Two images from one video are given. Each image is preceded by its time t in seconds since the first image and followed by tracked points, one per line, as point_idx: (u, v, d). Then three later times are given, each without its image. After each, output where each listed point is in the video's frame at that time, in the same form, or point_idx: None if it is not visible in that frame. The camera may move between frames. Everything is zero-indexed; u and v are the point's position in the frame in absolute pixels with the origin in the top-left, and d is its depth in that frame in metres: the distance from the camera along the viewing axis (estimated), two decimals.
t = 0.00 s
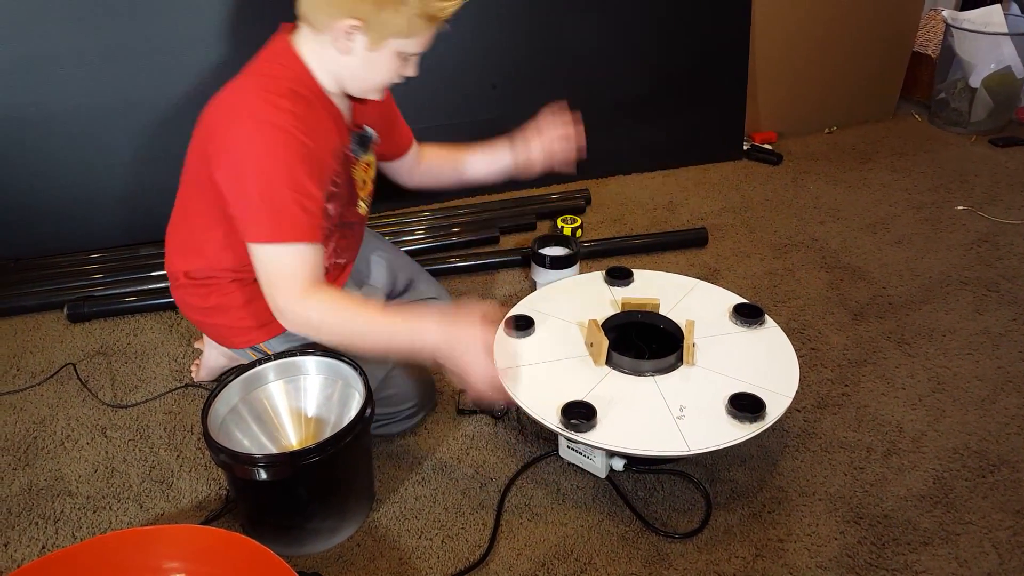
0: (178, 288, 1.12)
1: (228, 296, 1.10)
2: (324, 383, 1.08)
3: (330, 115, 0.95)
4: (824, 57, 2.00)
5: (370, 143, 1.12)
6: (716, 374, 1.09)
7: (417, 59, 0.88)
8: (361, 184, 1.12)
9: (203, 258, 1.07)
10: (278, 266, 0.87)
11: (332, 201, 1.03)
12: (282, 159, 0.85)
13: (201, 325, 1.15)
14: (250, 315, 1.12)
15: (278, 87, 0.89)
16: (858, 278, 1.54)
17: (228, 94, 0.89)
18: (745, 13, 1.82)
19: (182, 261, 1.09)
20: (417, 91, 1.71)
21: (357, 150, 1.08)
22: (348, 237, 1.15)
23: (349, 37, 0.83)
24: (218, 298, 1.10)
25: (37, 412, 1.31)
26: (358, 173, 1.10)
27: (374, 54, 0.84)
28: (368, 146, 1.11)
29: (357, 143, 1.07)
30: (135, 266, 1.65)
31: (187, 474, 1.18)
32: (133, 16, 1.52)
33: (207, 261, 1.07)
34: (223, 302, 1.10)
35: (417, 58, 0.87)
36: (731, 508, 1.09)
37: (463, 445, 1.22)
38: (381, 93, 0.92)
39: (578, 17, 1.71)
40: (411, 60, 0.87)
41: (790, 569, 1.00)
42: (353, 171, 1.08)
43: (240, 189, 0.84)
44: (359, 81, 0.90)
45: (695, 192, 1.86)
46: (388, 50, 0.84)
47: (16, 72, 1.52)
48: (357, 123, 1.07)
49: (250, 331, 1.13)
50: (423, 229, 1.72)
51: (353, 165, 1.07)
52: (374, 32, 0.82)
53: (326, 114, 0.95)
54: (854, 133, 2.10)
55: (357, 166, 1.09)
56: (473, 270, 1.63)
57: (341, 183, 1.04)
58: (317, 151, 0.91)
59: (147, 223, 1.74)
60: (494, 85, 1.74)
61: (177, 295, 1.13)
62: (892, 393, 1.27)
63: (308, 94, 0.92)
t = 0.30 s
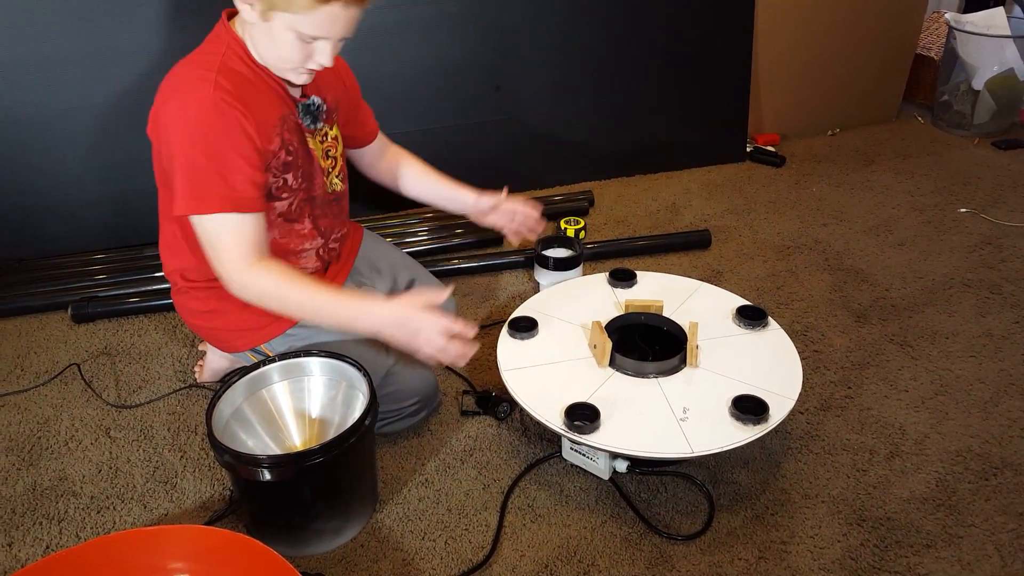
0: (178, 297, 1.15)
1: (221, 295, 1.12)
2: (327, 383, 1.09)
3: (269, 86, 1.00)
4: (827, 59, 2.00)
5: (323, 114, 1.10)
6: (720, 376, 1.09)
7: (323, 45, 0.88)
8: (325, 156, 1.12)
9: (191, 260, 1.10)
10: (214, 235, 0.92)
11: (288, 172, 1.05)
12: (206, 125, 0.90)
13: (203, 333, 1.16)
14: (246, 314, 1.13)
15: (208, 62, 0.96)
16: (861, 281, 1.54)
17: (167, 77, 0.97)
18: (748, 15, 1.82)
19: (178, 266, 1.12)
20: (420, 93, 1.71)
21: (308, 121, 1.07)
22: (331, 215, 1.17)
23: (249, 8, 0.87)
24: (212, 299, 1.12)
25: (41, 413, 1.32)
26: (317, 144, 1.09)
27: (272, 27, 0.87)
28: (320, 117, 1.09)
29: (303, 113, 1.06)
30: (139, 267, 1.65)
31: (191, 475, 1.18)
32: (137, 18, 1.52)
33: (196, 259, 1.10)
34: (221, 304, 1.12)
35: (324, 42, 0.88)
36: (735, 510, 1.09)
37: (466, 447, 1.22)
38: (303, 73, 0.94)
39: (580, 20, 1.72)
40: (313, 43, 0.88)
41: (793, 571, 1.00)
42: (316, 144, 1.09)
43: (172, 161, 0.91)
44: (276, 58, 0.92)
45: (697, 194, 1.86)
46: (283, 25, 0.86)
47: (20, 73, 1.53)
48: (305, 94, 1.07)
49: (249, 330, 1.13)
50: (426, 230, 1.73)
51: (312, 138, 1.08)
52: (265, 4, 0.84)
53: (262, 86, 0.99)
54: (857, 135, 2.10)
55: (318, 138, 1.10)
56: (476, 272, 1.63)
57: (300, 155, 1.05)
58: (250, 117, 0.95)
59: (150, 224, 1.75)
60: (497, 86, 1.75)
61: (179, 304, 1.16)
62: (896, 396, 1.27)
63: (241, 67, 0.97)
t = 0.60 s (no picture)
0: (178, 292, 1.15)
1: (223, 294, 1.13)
2: (331, 384, 1.09)
3: (276, 96, 1.00)
4: (832, 61, 2.00)
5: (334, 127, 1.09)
6: (723, 378, 1.09)
7: (327, 60, 0.86)
8: (337, 168, 1.12)
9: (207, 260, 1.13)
10: (187, 242, 0.92)
11: (287, 186, 1.05)
12: (201, 138, 0.90)
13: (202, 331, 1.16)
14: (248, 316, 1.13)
15: (214, 71, 0.95)
16: (864, 284, 1.54)
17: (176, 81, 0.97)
18: (751, 17, 1.82)
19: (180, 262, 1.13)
20: (423, 94, 1.71)
21: (317, 135, 1.06)
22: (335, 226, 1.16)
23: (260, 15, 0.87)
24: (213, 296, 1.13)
25: (45, 412, 1.32)
26: (327, 158, 1.09)
27: (281, 36, 0.86)
28: (332, 129, 1.09)
29: (311, 126, 1.05)
30: (142, 266, 1.66)
31: (194, 474, 1.18)
32: (141, 19, 1.53)
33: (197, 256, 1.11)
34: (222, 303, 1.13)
35: (329, 56, 0.86)
36: (737, 512, 1.09)
37: (469, 447, 1.22)
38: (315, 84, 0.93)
39: (583, 22, 1.72)
40: (319, 57, 0.87)
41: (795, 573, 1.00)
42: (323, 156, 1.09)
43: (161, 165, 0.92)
44: (284, 67, 0.91)
45: (700, 195, 1.86)
46: (288, 35, 0.85)
47: (24, 72, 1.53)
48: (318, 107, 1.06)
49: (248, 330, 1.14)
50: (429, 231, 1.73)
51: (320, 150, 1.08)
52: (272, 11, 0.84)
53: (268, 100, 0.99)
54: (860, 137, 2.10)
55: (327, 150, 1.09)
56: (478, 272, 1.64)
57: (301, 169, 1.06)
58: (248, 132, 0.95)
59: (153, 223, 1.75)
60: (501, 88, 1.75)
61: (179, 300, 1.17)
62: (898, 399, 1.27)
63: (250, 79, 0.97)
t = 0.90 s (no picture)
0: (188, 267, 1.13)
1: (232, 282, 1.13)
2: (331, 380, 1.10)
3: (345, 115, 1.00)
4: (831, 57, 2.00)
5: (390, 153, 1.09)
6: (721, 373, 1.10)
7: (412, 89, 0.86)
8: (378, 192, 1.12)
9: (222, 252, 1.11)
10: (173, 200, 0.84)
11: (324, 199, 1.05)
12: (252, 126, 0.87)
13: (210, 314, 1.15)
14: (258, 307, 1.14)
15: (294, 69, 0.94)
16: (863, 279, 1.54)
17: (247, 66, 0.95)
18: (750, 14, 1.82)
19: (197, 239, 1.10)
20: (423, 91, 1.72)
21: (369, 157, 1.06)
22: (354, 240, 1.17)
23: (354, 30, 0.86)
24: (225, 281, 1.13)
25: (46, 409, 1.33)
26: (371, 180, 1.09)
27: (369, 56, 0.86)
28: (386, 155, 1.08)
29: (367, 147, 1.05)
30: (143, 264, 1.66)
31: (195, 471, 1.19)
32: (140, 18, 1.53)
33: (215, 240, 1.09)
34: (232, 289, 1.13)
35: (413, 86, 0.86)
36: (735, 506, 1.10)
37: (468, 444, 1.23)
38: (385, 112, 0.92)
39: (582, 19, 1.72)
40: (402, 86, 0.86)
41: (793, 568, 1.01)
42: (368, 177, 1.08)
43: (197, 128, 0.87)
44: (366, 91, 0.91)
45: (699, 192, 1.86)
46: (378, 57, 0.85)
47: (23, 72, 1.54)
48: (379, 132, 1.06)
49: (257, 321, 1.14)
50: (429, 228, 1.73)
51: (367, 171, 1.07)
52: (369, 30, 0.83)
53: (332, 114, 0.98)
54: (859, 133, 2.10)
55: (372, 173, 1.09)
56: (478, 270, 1.64)
57: (341, 186, 1.05)
58: (296, 135, 0.93)
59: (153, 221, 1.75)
60: (500, 85, 1.75)
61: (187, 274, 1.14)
62: (896, 394, 1.27)
63: (324, 89, 0.97)
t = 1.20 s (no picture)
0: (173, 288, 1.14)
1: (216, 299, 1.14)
2: (325, 374, 1.10)
3: (326, 135, 0.99)
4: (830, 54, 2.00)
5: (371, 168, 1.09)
6: (716, 368, 1.10)
7: (389, 108, 0.88)
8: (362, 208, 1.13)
9: (198, 270, 1.12)
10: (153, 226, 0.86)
11: (304, 215, 1.05)
12: (230, 151, 0.88)
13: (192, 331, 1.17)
14: (240, 319, 1.15)
15: (273, 91, 0.94)
16: (859, 276, 1.55)
17: (225, 89, 0.95)
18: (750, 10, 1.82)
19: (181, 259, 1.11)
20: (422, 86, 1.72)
21: (353, 174, 1.06)
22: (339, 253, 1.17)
23: (328, 54, 0.87)
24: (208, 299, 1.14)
25: (43, 401, 1.34)
26: (354, 195, 1.09)
27: (344, 78, 0.87)
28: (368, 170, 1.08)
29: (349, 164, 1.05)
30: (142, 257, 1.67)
31: (192, 463, 1.20)
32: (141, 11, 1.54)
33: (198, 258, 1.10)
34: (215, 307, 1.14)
35: (389, 103, 0.87)
36: (728, 499, 1.10)
37: (464, 437, 1.23)
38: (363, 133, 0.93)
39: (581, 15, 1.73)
40: (379, 104, 0.87)
41: (785, 560, 1.01)
42: (350, 193, 1.08)
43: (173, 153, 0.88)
44: (343, 110, 0.92)
45: (697, 188, 1.87)
46: (354, 77, 0.86)
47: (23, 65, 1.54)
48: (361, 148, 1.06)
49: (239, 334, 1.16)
50: (428, 222, 1.74)
51: (348, 188, 1.07)
52: (343, 51, 0.84)
53: (314, 134, 0.98)
54: (858, 131, 2.11)
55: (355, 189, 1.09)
56: (475, 264, 1.65)
57: (322, 203, 1.05)
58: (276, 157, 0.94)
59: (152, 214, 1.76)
60: (499, 80, 1.75)
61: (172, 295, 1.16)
62: (890, 389, 1.28)
63: (305, 109, 0.96)
